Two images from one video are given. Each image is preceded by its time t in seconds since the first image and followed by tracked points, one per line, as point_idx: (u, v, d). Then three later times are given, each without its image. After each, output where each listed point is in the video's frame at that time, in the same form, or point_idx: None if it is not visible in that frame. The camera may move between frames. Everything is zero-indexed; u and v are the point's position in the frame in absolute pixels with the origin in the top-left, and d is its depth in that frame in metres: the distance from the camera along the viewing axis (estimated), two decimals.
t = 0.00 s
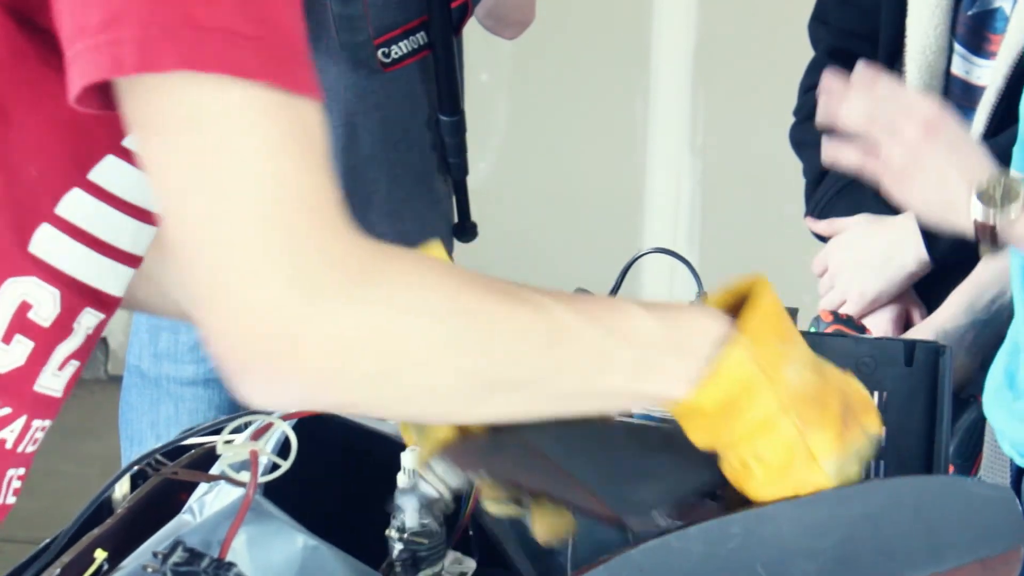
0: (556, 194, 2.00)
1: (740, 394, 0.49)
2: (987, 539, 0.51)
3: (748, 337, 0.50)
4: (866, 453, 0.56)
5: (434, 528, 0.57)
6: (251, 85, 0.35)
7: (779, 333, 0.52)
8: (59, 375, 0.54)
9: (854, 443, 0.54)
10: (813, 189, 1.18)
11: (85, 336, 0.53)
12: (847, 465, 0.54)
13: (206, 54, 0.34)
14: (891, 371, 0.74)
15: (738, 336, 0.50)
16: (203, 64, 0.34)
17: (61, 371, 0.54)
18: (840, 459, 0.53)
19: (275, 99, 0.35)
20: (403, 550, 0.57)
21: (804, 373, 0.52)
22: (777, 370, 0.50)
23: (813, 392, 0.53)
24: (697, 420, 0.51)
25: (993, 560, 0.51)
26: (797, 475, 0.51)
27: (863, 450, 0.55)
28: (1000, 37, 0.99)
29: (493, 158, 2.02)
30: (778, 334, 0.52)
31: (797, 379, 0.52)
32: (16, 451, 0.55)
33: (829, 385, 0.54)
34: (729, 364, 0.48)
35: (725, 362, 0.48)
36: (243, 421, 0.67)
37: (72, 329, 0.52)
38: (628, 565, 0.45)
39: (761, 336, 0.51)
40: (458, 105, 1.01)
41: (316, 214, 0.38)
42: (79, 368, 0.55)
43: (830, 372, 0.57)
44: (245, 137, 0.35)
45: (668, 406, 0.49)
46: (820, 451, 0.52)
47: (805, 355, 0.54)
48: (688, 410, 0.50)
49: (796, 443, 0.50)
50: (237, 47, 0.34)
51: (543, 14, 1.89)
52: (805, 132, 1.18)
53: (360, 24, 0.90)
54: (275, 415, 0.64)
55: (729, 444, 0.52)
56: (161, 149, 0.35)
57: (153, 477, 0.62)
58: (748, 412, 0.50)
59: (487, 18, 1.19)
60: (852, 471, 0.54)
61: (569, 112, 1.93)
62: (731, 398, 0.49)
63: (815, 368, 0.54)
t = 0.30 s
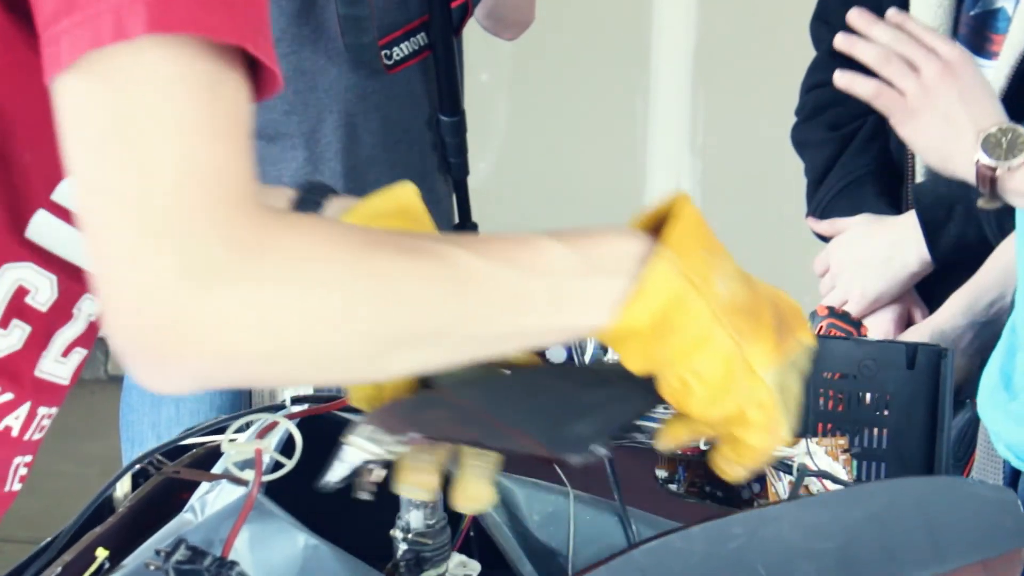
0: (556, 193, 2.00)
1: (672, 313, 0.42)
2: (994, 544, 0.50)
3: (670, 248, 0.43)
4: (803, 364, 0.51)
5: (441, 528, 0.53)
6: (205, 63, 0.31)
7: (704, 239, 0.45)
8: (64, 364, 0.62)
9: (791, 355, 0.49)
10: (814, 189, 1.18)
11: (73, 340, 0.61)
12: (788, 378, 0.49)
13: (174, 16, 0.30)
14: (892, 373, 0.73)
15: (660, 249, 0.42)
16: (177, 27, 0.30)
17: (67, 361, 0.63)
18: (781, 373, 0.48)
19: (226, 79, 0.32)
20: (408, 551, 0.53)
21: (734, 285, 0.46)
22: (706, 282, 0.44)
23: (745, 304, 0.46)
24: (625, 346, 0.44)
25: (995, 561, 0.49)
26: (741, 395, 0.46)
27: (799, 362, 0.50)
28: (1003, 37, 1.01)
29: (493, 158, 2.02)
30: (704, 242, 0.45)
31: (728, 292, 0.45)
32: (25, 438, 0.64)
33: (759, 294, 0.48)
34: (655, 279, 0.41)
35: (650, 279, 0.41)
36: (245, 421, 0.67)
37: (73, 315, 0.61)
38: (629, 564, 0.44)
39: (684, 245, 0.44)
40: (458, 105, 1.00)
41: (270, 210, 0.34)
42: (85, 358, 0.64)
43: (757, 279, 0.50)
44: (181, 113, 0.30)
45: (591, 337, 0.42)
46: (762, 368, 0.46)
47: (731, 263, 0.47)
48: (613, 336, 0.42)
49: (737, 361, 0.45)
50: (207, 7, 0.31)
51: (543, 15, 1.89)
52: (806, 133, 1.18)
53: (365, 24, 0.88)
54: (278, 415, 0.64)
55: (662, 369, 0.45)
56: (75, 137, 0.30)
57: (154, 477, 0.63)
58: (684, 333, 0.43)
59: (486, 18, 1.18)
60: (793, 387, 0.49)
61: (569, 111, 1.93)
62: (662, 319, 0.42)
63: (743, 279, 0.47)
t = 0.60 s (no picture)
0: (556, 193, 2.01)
1: (543, 313, 0.41)
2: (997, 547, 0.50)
3: (543, 246, 0.41)
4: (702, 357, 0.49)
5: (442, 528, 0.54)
6: (117, 52, 0.31)
7: (587, 234, 0.43)
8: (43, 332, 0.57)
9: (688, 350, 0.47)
10: (815, 191, 1.18)
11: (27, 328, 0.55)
12: (682, 374, 0.47)
13: None
14: (893, 373, 0.73)
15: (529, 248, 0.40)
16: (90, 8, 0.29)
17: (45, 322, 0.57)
18: (675, 368, 0.46)
19: (128, 63, 0.32)
20: (409, 550, 0.53)
21: (622, 280, 0.43)
22: (589, 281, 0.42)
23: (637, 298, 0.44)
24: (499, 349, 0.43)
25: (996, 564, 0.49)
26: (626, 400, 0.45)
27: (696, 353, 0.48)
28: (1005, 36, 1.01)
29: (493, 158, 2.03)
30: (585, 236, 0.43)
31: (614, 290, 0.43)
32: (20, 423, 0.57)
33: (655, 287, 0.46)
34: (524, 279, 0.40)
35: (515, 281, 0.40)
36: (245, 422, 0.67)
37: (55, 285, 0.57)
38: (630, 566, 0.44)
39: (563, 239, 0.42)
40: (455, 105, 1.01)
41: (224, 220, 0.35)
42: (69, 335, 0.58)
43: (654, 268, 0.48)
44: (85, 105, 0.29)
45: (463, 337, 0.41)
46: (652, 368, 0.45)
47: (619, 256, 0.45)
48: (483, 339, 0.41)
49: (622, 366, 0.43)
50: None
51: (544, 15, 1.91)
52: (809, 132, 1.18)
53: (359, 22, 0.88)
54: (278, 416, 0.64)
55: (547, 372, 0.44)
56: None
57: (154, 477, 0.62)
58: (562, 335, 0.42)
59: (484, 18, 1.19)
60: (688, 383, 0.48)
61: (569, 111, 1.95)
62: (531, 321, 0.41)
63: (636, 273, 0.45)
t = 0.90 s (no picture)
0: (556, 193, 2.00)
1: (464, 343, 0.45)
2: (994, 539, 0.51)
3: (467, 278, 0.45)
4: (632, 388, 0.53)
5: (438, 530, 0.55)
6: (31, 50, 0.33)
7: (508, 272, 0.49)
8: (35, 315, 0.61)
9: (616, 381, 0.51)
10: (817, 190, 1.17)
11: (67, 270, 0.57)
12: (610, 403, 0.51)
13: None
14: (891, 371, 0.73)
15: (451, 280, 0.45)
16: None
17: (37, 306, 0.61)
18: (601, 397, 0.50)
19: (50, 62, 0.34)
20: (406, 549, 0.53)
21: (546, 310, 0.49)
22: (509, 311, 0.47)
23: (560, 330, 0.49)
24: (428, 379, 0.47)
25: (992, 556, 0.51)
26: (551, 426, 0.48)
27: (631, 385, 0.53)
28: (1008, 35, 1.01)
29: (493, 158, 2.03)
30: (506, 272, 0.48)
31: (538, 317, 0.48)
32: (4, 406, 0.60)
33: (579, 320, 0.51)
34: (449, 310, 0.44)
35: (434, 312, 0.44)
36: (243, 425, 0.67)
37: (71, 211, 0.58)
38: (627, 564, 0.44)
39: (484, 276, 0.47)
40: (456, 106, 0.95)
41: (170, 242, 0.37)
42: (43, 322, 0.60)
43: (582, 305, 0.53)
44: None
45: (393, 365, 0.44)
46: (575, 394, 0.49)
47: (545, 291, 0.50)
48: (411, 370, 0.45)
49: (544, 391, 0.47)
50: None
51: (544, 15, 1.91)
52: (810, 132, 1.17)
53: (348, 21, 0.89)
54: (275, 423, 0.64)
55: (472, 398, 0.47)
56: None
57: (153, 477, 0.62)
58: (484, 362, 0.46)
59: (483, 16, 1.19)
60: (616, 413, 0.51)
61: (569, 111, 1.94)
62: (454, 350, 0.45)
63: (560, 306, 0.50)
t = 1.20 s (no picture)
0: (556, 192, 2.00)
1: (440, 369, 0.46)
2: (1001, 544, 0.51)
3: (451, 309, 0.46)
4: (608, 439, 0.51)
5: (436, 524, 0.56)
6: None
7: (499, 304, 0.48)
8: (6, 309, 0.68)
9: (592, 428, 0.50)
10: (819, 190, 1.16)
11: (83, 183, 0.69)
12: (581, 451, 0.49)
13: None
14: (893, 375, 0.73)
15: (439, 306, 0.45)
16: None
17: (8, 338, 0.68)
18: (571, 444, 0.49)
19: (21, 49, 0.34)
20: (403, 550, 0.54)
21: (526, 349, 0.48)
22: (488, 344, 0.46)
23: (537, 370, 0.48)
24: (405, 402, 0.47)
25: (997, 561, 0.50)
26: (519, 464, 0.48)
27: (603, 433, 0.50)
28: (1011, 34, 1.01)
29: (493, 158, 2.03)
30: (498, 302, 0.48)
31: (516, 357, 0.47)
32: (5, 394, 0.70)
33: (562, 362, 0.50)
34: (428, 340, 0.45)
35: (418, 338, 0.44)
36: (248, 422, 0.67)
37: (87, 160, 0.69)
38: (630, 566, 0.44)
39: (473, 304, 0.47)
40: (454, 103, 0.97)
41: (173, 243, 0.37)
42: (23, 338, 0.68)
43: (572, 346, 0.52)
44: None
45: (370, 382, 0.45)
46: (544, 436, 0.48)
47: (532, 329, 0.49)
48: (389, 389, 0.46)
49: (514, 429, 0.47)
50: None
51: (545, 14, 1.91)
52: (812, 131, 1.17)
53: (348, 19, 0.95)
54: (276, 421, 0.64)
55: (446, 426, 0.48)
56: None
57: (154, 475, 0.63)
58: (459, 391, 0.46)
59: (486, 11, 1.19)
60: (584, 461, 0.49)
61: (569, 112, 1.94)
62: (430, 377, 0.46)
63: (546, 344, 0.49)
